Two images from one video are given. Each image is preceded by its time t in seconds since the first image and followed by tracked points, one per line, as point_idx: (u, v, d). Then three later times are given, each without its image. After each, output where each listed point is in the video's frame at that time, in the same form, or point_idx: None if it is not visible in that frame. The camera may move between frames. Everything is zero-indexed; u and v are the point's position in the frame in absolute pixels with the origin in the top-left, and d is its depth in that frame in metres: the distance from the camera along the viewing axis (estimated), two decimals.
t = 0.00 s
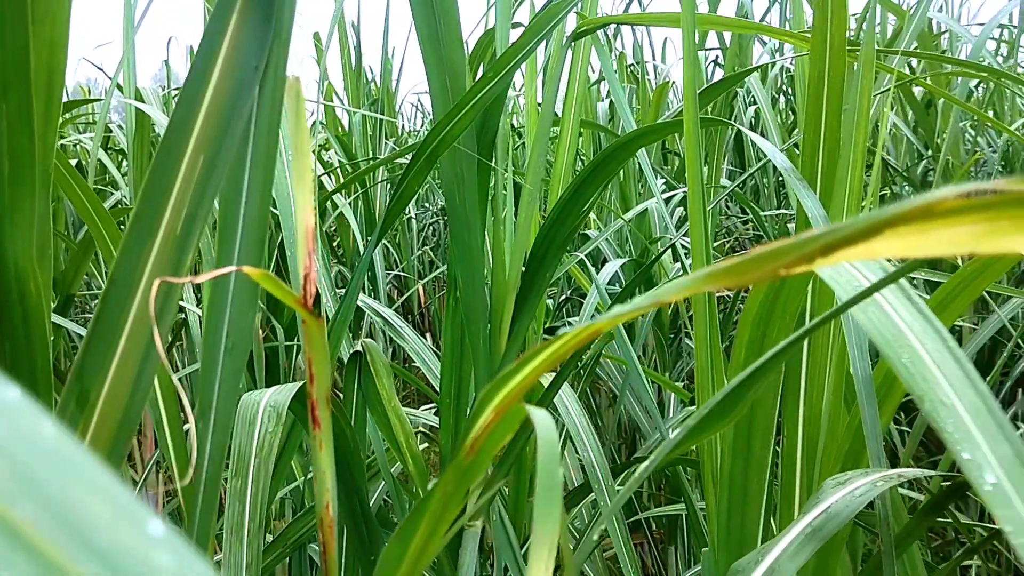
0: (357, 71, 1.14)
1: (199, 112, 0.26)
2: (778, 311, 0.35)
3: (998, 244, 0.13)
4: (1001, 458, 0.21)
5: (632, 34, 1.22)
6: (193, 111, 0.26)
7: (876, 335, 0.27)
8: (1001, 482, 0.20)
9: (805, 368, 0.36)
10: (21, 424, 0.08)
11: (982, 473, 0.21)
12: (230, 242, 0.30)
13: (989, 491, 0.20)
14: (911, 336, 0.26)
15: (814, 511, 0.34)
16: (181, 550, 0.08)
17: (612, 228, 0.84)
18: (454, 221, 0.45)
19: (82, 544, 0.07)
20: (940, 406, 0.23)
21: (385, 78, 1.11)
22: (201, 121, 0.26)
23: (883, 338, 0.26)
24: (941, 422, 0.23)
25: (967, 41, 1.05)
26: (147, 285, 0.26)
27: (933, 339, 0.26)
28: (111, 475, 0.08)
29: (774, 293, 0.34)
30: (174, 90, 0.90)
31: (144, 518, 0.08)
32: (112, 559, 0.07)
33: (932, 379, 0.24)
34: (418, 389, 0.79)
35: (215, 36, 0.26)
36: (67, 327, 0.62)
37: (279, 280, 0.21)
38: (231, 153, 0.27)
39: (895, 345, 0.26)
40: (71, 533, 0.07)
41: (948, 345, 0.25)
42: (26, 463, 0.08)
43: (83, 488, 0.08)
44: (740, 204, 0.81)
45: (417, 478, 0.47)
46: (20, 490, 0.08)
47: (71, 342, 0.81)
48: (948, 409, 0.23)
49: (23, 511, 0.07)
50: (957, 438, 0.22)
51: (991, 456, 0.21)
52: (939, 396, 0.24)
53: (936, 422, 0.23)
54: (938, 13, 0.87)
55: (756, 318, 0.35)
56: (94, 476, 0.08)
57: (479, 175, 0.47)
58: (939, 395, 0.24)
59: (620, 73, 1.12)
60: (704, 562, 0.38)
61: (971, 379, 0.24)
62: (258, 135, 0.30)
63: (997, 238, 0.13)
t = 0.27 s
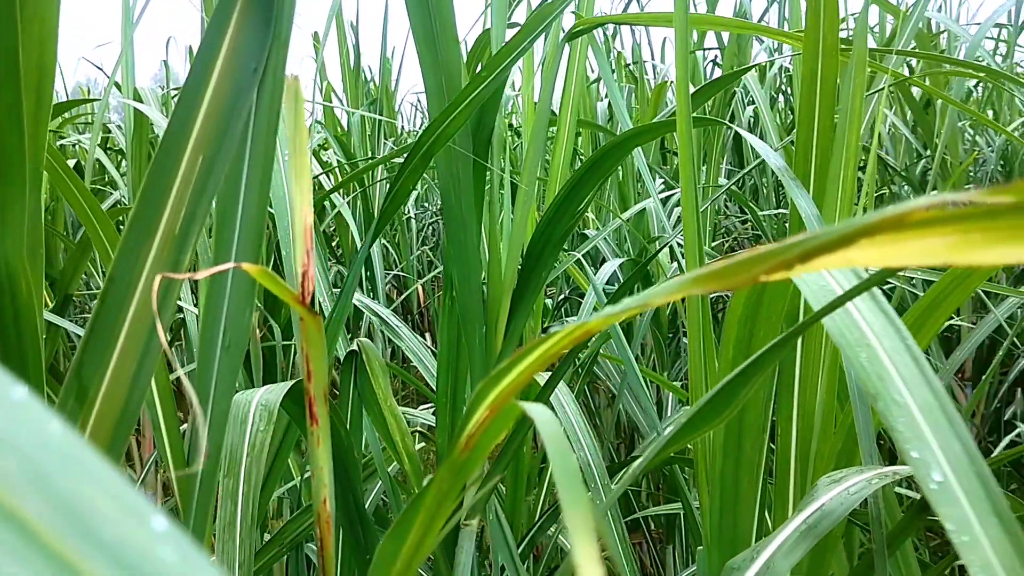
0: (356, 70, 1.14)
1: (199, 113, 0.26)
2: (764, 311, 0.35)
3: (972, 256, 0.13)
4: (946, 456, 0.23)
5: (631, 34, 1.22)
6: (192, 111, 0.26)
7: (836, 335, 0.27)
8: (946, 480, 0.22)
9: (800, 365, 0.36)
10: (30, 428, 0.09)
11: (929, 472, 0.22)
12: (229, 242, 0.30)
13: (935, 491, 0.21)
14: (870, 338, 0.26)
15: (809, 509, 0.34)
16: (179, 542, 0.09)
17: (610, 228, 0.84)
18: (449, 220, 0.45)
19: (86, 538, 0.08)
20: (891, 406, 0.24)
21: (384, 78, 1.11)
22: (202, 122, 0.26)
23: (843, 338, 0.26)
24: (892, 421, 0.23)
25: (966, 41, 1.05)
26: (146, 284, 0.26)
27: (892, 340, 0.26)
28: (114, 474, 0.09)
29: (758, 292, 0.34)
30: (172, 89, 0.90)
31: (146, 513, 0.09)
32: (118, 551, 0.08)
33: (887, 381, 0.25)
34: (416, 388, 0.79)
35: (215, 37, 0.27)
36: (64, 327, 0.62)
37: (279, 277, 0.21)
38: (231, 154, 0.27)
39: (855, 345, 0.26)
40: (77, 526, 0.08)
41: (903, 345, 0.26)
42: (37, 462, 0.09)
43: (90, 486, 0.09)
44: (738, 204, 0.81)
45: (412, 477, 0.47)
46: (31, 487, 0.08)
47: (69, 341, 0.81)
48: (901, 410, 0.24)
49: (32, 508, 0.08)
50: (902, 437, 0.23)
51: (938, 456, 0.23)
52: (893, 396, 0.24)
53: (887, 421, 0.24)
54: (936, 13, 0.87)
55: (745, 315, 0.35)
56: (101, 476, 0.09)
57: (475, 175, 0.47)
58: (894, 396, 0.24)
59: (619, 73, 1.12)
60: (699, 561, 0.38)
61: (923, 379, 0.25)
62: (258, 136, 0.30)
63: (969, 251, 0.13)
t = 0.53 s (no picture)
0: (354, 71, 1.14)
1: (200, 117, 0.26)
2: (754, 306, 0.35)
3: (951, 246, 0.13)
4: (907, 450, 0.25)
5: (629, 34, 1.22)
6: (193, 115, 0.26)
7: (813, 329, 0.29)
8: (905, 473, 0.24)
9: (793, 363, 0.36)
10: (38, 436, 0.08)
11: (889, 465, 0.24)
12: (228, 245, 0.30)
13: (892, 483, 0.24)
14: (843, 332, 0.28)
15: (804, 507, 0.34)
16: (188, 560, 0.08)
17: (608, 228, 0.84)
18: (446, 221, 0.45)
19: (87, 543, 0.08)
20: (859, 397, 0.26)
21: (383, 79, 1.11)
22: (203, 126, 0.26)
23: (819, 333, 0.29)
24: (859, 414, 0.26)
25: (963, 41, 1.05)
26: (147, 287, 0.26)
27: (865, 337, 0.28)
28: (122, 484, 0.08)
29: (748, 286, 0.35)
30: (171, 90, 0.90)
31: (154, 528, 0.08)
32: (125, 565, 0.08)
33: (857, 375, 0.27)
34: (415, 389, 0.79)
35: (216, 40, 0.27)
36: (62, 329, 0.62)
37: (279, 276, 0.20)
38: (232, 157, 0.27)
39: (827, 337, 0.28)
40: (84, 538, 0.08)
41: (875, 341, 0.28)
42: (43, 471, 0.08)
43: (97, 498, 0.08)
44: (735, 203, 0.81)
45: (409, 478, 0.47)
46: (34, 497, 0.08)
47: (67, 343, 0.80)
48: (867, 403, 0.26)
49: (40, 518, 0.08)
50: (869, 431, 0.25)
51: (898, 449, 0.25)
52: (862, 389, 0.27)
53: (853, 411, 0.26)
54: (933, 12, 0.87)
55: (737, 309, 0.35)
56: (110, 488, 0.08)
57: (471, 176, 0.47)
58: (862, 389, 0.26)
59: (616, 73, 1.12)
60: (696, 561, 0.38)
61: (892, 377, 0.27)
62: (257, 139, 0.30)
63: (948, 241, 0.13)
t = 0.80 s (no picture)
0: (352, 71, 1.13)
1: (194, 117, 0.26)
2: (747, 306, 0.35)
3: (954, 241, 0.13)
4: (874, 448, 0.25)
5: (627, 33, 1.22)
6: (188, 115, 0.26)
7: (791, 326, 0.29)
8: (870, 470, 0.24)
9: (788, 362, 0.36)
10: (60, 435, 0.08)
11: (856, 462, 0.24)
12: (223, 245, 0.30)
13: (858, 478, 0.24)
14: (821, 330, 0.29)
15: (799, 504, 0.34)
16: (211, 553, 0.08)
17: (607, 227, 0.84)
18: (441, 221, 0.45)
19: (118, 536, 0.08)
20: (831, 396, 0.26)
21: (381, 79, 1.11)
22: (198, 126, 0.26)
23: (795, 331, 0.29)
24: (828, 411, 0.26)
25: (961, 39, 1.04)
26: (140, 288, 0.26)
27: (841, 336, 0.29)
28: (143, 481, 0.09)
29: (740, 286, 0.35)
30: (169, 91, 0.90)
31: (176, 522, 0.08)
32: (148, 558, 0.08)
33: (830, 373, 0.27)
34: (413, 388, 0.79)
35: (211, 41, 0.27)
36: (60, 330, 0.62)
37: (274, 276, 0.20)
38: (228, 157, 0.27)
39: (805, 337, 0.29)
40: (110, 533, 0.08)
41: (852, 344, 0.29)
42: (66, 468, 0.08)
43: (120, 495, 0.08)
44: (733, 202, 0.81)
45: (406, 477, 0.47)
46: (69, 496, 0.08)
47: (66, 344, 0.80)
48: (837, 399, 0.26)
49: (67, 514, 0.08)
50: (838, 428, 0.25)
51: (866, 446, 0.25)
52: (835, 387, 0.27)
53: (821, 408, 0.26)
54: (930, 10, 0.86)
55: (730, 307, 0.36)
56: (131, 484, 0.09)
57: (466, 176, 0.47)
58: (834, 387, 0.27)
59: (614, 73, 1.12)
60: (693, 559, 0.38)
61: (866, 378, 0.28)
62: (252, 140, 0.30)
63: (950, 236, 0.13)
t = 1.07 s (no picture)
0: (350, 72, 1.13)
1: (187, 117, 0.26)
2: (737, 305, 0.36)
3: (922, 235, 0.14)
4: (840, 447, 0.27)
5: (625, 33, 1.22)
6: (181, 115, 0.26)
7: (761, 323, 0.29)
8: (836, 471, 0.26)
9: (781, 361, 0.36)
10: (61, 431, 0.09)
11: (823, 464, 0.26)
12: (217, 245, 0.30)
13: (824, 481, 0.25)
14: (792, 331, 0.29)
15: (794, 503, 0.34)
16: (211, 548, 0.08)
17: (605, 226, 0.84)
18: (437, 220, 0.45)
19: (120, 529, 0.08)
20: (801, 398, 0.27)
21: (379, 80, 1.11)
22: (191, 126, 0.26)
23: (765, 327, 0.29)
24: (799, 413, 0.26)
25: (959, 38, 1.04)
26: (134, 287, 0.26)
27: (812, 334, 0.29)
28: (143, 477, 0.09)
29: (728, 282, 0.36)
30: (167, 92, 0.90)
31: (178, 516, 0.09)
32: (151, 548, 0.08)
33: (801, 375, 0.28)
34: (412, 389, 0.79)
35: (204, 41, 0.27)
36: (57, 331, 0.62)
37: (264, 273, 0.20)
38: (221, 157, 0.27)
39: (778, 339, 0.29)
40: (113, 525, 0.08)
41: (822, 339, 0.29)
42: (69, 460, 0.08)
43: (123, 488, 0.08)
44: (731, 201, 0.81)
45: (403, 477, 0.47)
46: (70, 488, 0.08)
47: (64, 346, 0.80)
48: (808, 402, 0.27)
49: (71, 504, 0.08)
50: (807, 430, 0.26)
51: (833, 447, 0.26)
52: (805, 389, 0.27)
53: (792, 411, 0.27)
54: (927, 8, 0.86)
55: (718, 309, 0.36)
56: (133, 479, 0.09)
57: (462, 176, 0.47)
58: (804, 389, 0.27)
59: (613, 72, 1.11)
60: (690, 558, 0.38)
61: (835, 376, 0.28)
62: (246, 140, 0.30)
63: (919, 230, 0.14)
